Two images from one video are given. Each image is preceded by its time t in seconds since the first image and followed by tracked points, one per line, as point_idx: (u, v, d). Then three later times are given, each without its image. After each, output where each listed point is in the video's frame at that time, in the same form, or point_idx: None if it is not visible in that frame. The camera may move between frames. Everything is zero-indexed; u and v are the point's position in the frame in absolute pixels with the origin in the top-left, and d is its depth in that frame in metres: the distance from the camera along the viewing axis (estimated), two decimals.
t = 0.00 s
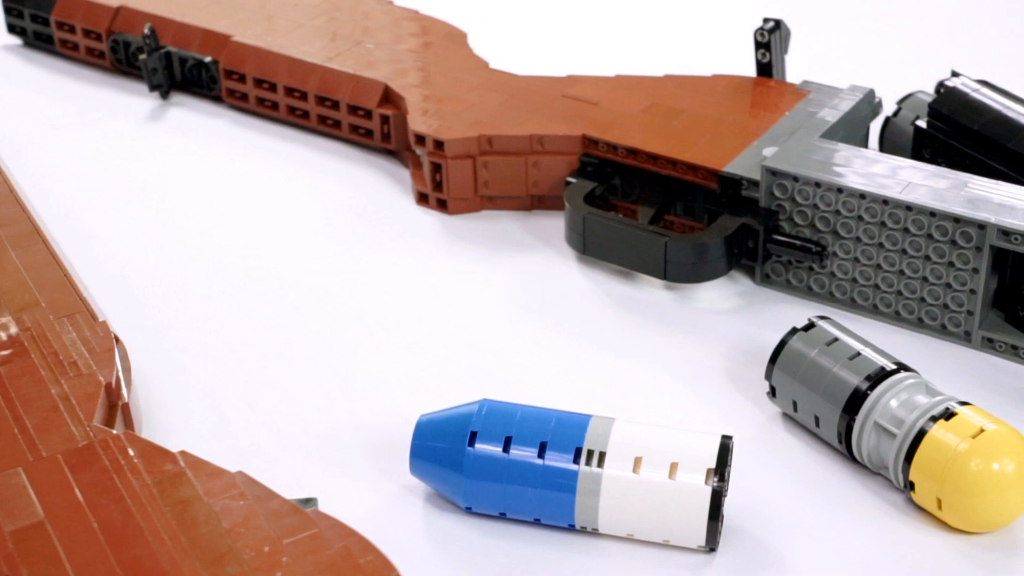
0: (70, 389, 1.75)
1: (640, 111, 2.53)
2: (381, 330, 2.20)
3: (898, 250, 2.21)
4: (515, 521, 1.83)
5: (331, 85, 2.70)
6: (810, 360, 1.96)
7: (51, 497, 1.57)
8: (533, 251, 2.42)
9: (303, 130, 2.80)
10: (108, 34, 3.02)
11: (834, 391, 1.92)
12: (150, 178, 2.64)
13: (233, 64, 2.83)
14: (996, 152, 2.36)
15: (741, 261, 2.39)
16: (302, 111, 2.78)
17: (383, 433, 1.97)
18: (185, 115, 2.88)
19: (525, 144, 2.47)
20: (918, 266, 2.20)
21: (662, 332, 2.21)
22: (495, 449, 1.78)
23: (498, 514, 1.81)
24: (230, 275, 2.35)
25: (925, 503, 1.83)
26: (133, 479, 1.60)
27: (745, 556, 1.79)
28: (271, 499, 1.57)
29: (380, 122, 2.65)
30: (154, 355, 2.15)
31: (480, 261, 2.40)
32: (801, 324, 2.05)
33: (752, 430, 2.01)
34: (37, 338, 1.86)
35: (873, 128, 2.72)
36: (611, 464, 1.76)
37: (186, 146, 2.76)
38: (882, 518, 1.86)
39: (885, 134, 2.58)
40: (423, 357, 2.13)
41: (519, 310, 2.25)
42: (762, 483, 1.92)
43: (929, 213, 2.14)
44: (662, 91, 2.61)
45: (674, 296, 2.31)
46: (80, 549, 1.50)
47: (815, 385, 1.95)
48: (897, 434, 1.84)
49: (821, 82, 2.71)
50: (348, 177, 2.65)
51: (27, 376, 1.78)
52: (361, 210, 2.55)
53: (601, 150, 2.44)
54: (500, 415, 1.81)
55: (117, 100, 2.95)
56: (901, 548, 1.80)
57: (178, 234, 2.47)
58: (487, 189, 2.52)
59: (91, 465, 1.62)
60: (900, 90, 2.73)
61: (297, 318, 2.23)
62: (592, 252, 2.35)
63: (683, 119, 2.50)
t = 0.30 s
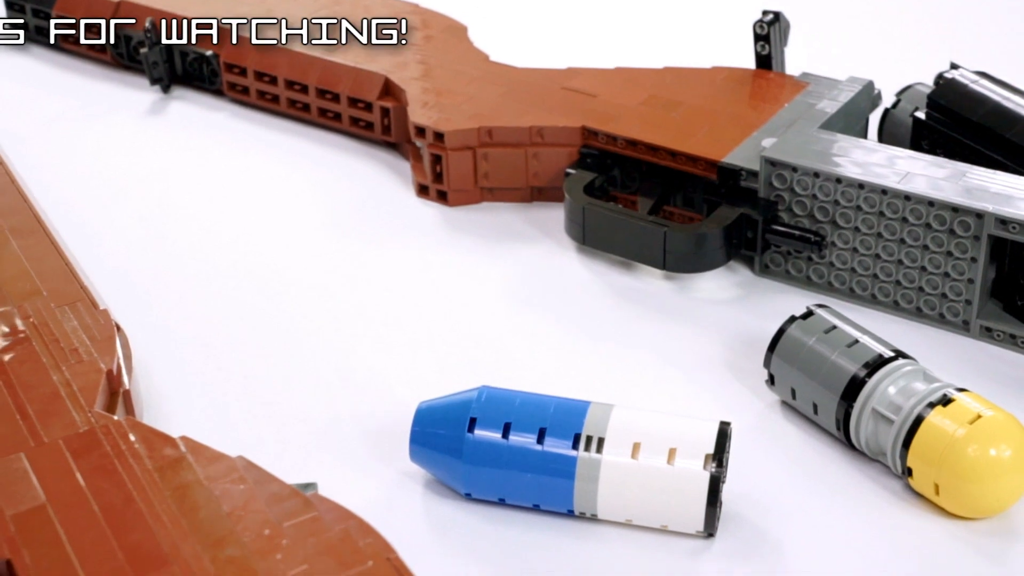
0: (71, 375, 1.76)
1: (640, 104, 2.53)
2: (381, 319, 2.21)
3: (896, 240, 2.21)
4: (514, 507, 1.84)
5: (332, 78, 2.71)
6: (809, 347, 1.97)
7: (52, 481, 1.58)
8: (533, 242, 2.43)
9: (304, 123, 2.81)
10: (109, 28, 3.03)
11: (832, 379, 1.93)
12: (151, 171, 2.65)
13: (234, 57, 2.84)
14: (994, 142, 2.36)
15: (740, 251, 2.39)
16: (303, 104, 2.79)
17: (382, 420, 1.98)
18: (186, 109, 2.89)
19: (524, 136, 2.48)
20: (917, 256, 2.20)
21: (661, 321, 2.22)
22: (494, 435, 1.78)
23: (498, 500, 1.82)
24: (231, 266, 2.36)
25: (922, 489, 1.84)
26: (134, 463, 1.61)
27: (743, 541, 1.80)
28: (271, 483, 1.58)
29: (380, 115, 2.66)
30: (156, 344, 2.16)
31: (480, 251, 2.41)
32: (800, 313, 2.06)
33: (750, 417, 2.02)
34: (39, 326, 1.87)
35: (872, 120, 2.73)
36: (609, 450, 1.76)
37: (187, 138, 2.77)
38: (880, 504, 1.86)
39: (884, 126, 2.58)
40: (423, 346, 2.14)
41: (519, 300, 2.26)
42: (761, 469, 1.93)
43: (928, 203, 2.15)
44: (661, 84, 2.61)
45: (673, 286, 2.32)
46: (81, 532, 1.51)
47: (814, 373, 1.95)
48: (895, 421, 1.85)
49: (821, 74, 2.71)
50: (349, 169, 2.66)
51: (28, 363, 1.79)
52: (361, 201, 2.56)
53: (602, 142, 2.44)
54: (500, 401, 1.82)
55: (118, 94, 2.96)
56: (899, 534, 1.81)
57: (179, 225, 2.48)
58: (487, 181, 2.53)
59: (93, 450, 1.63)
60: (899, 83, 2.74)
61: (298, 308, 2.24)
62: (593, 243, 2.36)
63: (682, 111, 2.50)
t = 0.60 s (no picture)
0: (80, 355, 1.78)
1: (644, 89, 2.54)
2: (386, 302, 2.22)
3: (899, 223, 2.22)
4: (518, 486, 1.85)
5: (337, 65, 2.72)
6: (813, 328, 1.98)
7: (61, 457, 1.60)
8: (537, 227, 2.44)
9: (310, 110, 2.83)
10: (116, 17, 3.06)
11: (834, 359, 1.94)
12: (158, 157, 2.67)
13: (239, 44, 2.86)
14: (995, 126, 2.38)
15: (744, 235, 2.41)
16: (309, 91, 2.80)
17: (388, 400, 1.99)
18: (193, 97, 2.91)
19: (528, 121, 2.49)
20: (919, 239, 2.21)
21: (664, 304, 2.24)
22: (498, 414, 1.80)
23: (502, 479, 1.84)
24: (238, 250, 2.38)
25: (923, 468, 1.85)
26: (141, 440, 1.62)
27: (745, 519, 1.81)
28: (278, 459, 1.59)
29: (386, 102, 2.67)
30: (164, 326, 2.18)
31: (484, 235, 2.42)
32: (802, 294, 2.07)
33: (753, 399, 2.04)
34: (48, 307, 1.89)
35: (874, 106, 2.74)
36: (612, 429, 1.78)
37: (194, 125, 2.79)
38: (882, 482, 1.88)
39: (886, 111, 2.60)
40: (428, 328, 2.15)
41: (523, 283, 2.28)
42: (763, 449, 1.94)
43: (930, 186, 2.16)
44: (665, 69, 2.62)
45: (677, 269, 2.33)
46: (90, 507, 1.52)
47: (817, 353, 1.97)
48: (896, 401, 1.86)
49: (824, 60, 2.72)
50: (354, 155, 2.67)
51: (36, 343, 1.81)
52: (366, 186, 2.57)
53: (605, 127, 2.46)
54: (504, 381, 1.83)
55: (126, 81, 2.98)
56: (901, 511, 1.82)
57: (186, 210, 2.50)
58: (492, 166, 2.54)
59: (101, 428, 1.64)
60: (902, 69, 2.75)
61: (304, 291, 2.26)
62: (597, 227, 2.37)
63: (686, 96, 2.51)
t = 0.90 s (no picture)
0: (82, 336, 1.80)
1: (642, 77, 2.56)
2: (386, 286, 2.24)
3: (895, 207, 2.24)
4: (516, 466, 1.87)
5: (338, 54, 2.74)
6: (808, 310, 2.00)
7: (64, 436, 1.62)
8: (536, 212, 2.46)
9: (311, 99, 2.85)
10: (119, 7, 3.08)
11: (830, 340, 1.96)
12: (161, 145, 2.69)
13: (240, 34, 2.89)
14: (992, 112, 2.39)
15: (741, 220, 2.42)
16: (310, 80, 2.82)
17: (388, 383, 2.01)
18: (195, 86, 2.93)
19: (528, 108, 2.51)
20: (916, 223, 2.23)
21: (662, 288, 2.25)
22: (496, 394, 1.82)
23: (500, 459, 1.86)
24: (239, 236, 2.40)
25: (917, 447, 1.87)
26: (143, 419, 1.64)
27: (741, 498, 1.83)
28: (277, 437, 1.61)
29: (386, 89, 2.69)
30: (166, 310, 2.20)
31: (483, 221, 2.44)
32: (798, 277, 2.09)
33: (750, 381, 2.05)
34: (51, 290, 1.91)
35: (873, 94, 2.75)
36: (610, 409, 1.80)
37: (196, 114, 2.81)
38: (877, 462, 1.89)
39: (884, 98, 2.61)
40: (427, 312, 2.17)
41: (522, 267, 2.29)
42: (759, 430, 1.96)
43: (926, 169, 2.17)
44: (664, 57, 2.64)
45: (675, 254, 2.35)
46: (92, 484, 1.54)
47: (813, 335, 1.99)
48: (891, 380, 1.88)
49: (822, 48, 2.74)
50: (355, 143, 2.69)
51: (39, 326, 1.83)
52: (367, 173, 2.59)
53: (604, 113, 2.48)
54: (502, 361, 1.85)
55: (128, 71, 3.00)
56: (896, 490, 1.84)
57: (188, 197, 2.52)
58: (492, 153, 2.56)
59: (104, 408, 1.66)
60: (899, 56, 2.76)
61: (305, 276, 2.28)
62: (596, 213, 2.38)
63: (684, 83, 2.53)
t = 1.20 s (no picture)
0: (81, 318, 1.82)
1: (639, 64, 2.57)
2: (384, 270, 2.26)
3: (888, 191, 2.26)
4: (511, 446, 1.89)
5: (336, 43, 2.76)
6: (801, 292, 2.01)
7: (64, 415, 1.64)
8: (533, 198, 2.47)
9: (310, 88, 2.86)
10: None
11: (822, 321, 1.98)
12: (160, 134, 2.71)
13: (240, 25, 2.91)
14: (986, 96, 2.40)
15: (736, 205, 2.44)
16: (309, 69, 2.84)
17: (385, 365, 2.03)
18: (194, 76, 2.95)
19: (524, 96, 2.53)
20: (909, 207, 2.25)
21: (658, 272, 2.27)
22: (491, 374, 1.84)
23: (496, 439, 1.87)
24: (238, 222, 2.42)
25: (909, 426, 1.89)
26: (141, 398, 1.66)
27: (735, 477, 1.85)
28: (274, 416, 1.64)
29: (384, 78, 2.71)
30: (165, 295, 2.22)
31: (480, 207, 2.45)
32: (792, 260, 2.10)
33: (744, 363, 2.07)
34: (50, 272, 1.93)
35: (867, 80, 2.76)
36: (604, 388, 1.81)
37: (196, 103, 2.83)
38: (869, 442, 1.91)
39: (879, 85, 2.63)
40: (425, 295, 2.19)
41: (519, 252, 2.31)
42: (753, 411, 1.98)
43: (918, 153, 2.19)
44: (660, 44, 2.65)
45: (671, 239, 2.36)
46: (91, 461, 1.56)
47: (806, 317, 2.00)
48: (883, 361, 1.89)
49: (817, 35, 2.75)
50: (353, 131, 2.71)
51: (39, 308, 1.85)
52: (365, 161, 2.60)
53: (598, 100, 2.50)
54: (497, 342, 1.87)
55: (128, 61, 3.02)
56: (888, 469, 1.86)
57: (188, 185, 2.54)
58: (489, 140, 2.58)
59: (102, 387, 1.68)
60: (894, 43, 2.77)
61: (303, 261, 2.29)
62: (592, 198, 2.40)
63: (680, 70, 2.54)
